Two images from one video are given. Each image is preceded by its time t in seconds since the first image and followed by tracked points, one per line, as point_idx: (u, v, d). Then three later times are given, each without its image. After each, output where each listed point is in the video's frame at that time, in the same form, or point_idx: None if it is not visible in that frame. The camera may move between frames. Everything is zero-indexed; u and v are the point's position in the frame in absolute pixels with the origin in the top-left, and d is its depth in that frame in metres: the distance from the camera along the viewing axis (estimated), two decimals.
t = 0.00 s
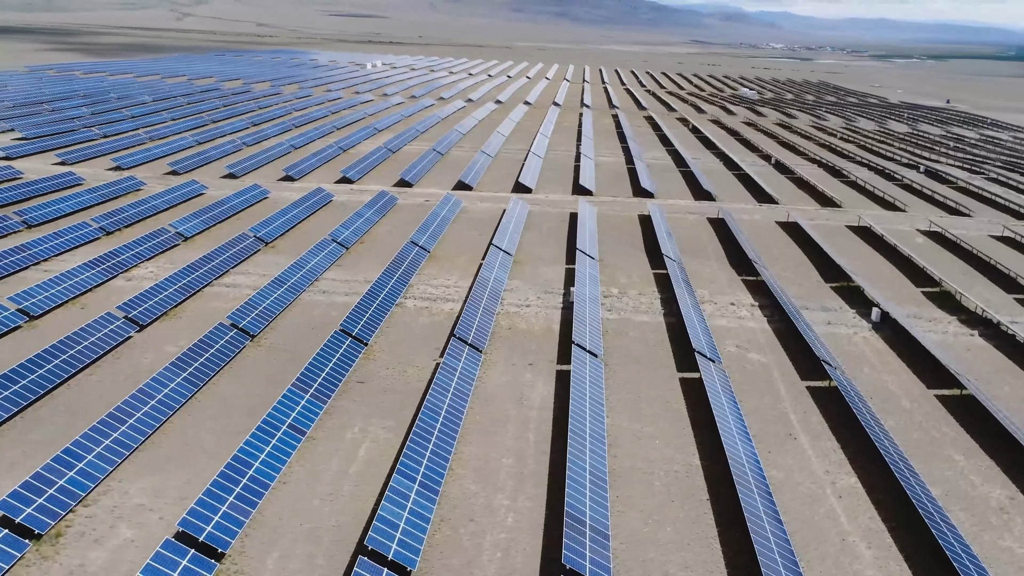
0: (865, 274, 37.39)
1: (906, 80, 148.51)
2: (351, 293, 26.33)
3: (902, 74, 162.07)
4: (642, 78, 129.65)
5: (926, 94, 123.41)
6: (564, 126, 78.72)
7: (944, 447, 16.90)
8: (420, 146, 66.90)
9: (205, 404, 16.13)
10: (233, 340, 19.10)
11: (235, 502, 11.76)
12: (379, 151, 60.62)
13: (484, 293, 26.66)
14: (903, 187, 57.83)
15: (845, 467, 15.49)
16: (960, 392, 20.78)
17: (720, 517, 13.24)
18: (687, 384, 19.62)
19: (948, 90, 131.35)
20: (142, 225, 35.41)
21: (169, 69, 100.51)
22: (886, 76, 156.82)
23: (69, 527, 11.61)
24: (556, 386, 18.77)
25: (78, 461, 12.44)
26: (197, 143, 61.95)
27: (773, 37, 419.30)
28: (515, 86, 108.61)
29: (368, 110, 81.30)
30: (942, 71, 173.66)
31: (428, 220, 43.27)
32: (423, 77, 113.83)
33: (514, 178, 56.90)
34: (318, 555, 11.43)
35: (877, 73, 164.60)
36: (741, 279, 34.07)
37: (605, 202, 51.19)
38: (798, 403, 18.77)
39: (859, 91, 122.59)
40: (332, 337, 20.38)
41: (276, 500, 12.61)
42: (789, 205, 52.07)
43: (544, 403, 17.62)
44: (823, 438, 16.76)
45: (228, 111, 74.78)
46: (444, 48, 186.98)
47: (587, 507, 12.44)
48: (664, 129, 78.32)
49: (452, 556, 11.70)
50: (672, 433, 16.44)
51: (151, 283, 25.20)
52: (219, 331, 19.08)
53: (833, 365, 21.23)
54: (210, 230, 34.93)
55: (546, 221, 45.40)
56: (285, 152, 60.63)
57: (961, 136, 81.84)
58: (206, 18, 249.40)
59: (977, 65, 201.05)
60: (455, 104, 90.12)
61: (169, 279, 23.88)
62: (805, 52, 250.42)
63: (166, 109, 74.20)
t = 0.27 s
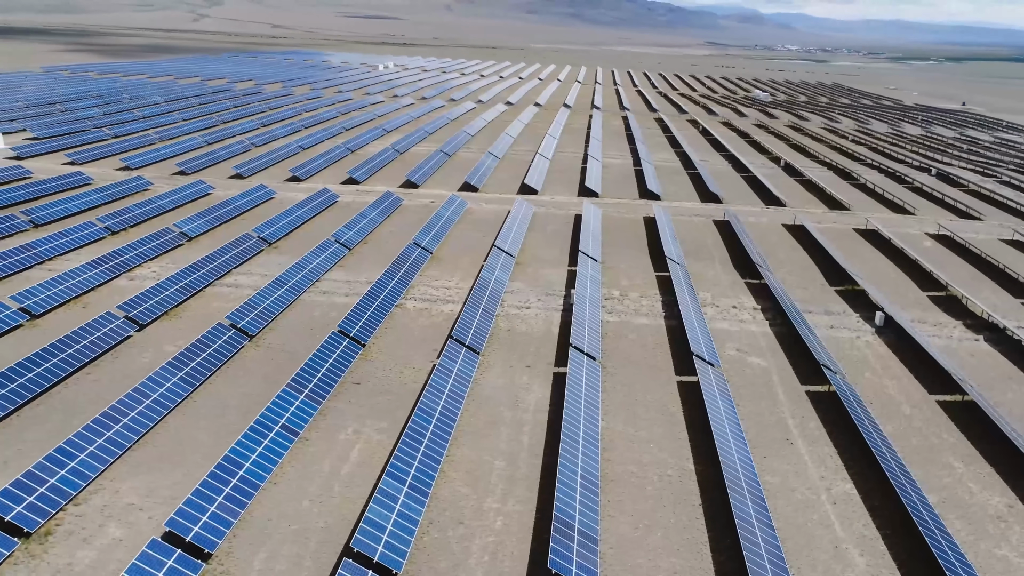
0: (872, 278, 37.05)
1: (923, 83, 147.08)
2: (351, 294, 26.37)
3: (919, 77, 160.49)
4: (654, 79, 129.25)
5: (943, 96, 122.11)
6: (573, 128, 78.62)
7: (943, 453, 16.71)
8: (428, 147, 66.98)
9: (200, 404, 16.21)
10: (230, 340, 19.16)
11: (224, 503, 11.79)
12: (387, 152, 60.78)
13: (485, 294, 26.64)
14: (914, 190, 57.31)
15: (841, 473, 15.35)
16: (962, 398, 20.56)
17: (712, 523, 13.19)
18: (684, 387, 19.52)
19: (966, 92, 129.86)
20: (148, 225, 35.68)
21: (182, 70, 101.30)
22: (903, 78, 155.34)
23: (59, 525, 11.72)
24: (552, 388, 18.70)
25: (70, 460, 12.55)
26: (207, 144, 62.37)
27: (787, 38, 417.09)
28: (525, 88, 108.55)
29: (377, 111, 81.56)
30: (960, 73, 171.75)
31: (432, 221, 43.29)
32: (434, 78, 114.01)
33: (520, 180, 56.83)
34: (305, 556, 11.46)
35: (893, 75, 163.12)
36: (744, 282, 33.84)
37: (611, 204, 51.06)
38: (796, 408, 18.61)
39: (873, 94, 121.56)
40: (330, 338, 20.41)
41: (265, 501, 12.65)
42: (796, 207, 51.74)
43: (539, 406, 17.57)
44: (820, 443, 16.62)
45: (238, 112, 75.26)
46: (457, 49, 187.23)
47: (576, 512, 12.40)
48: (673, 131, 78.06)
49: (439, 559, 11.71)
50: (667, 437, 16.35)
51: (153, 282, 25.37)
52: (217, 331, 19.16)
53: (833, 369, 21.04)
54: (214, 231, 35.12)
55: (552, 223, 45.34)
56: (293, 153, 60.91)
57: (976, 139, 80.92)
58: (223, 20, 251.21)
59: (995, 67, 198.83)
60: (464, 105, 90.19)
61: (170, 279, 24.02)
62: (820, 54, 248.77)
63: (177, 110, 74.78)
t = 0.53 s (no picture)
0: (878, 282, 36.67)
1: (942, 85, 145.32)
2: (352, 295, 26.41)
3: (939, 79, 158.62)
4: (668, 81, 128.78)
5: (961, 99, 120.63)
6: (583, 130, 78.45)
7: (942, 461, 16.50)
8: (437, 148, 67.06)
9: (195, 403, 16.29)
10: (228, 340, 19.25)
11: (211, 503, 11.83)
12: (396, 153, 60.92)
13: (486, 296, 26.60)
14: (926, 194, 56.72)
15: (836, 480, 15.20)
16: (963, 405, 20.30)
17: (702, 529, 13.11)
18: (682, 392, 19.38)
19: (985, 95, 128.16)
20: (155, 225, 35.98)
21: (196, 71, 102.12)
22: (922, 81, 153.61)
23: (47, 524, 11.83)
24: (548, 391, 18.64)
25: (61, 459, 12.67)
26: (217, 145, 62.82)
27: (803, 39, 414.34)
28: (537, 89, 108.45)
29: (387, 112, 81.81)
30: (980, 75, 169.58)
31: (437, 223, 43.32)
32: (447, 80, 114.17)
33: (528, 181, 56.76)
34: (290, 558, 11.49)
35: (912, 77, 161.36)
36: (748, 286, 33.61)
37: (617, 206, 50.91)
38: (794, 414, 18.42)
39: (890, 96, 120.34)
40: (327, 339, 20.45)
41: (252, 502, 12.69)
42: (805, 210, 51.35)
43: (534, 409, 17.50)
44: (817, 450, 16.45)
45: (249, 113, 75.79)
46: (472, 51, 187.48)
47: (563, 517, 12.37)
48: (684, 133, 77.81)
49: (424, 563, 11.73)
50: (661, 441, 16.24)
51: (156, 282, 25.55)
52: (214, 331, 19.25)
53: (833, 374, 20.83)
54: (219, 231, 35.33)
55: (558, 225, 45.25)
56: (302, 153, 61.19)
57: (993, 142, 79.89)
58: (240, 21, 253.18)
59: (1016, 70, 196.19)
60: (475, 107, 90.24)
61: (172, 279, 24.18)
62: (837, 56, 246.54)
63: (190, 110, 75.42)
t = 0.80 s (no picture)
0: (883, 286, 36.38)
1: (958, 87, 143.92)
2: (352, 296, 26.46)
3: (955, 81, 156.96)
4: (680, 83, 128.37)
5: (977, 102, 119.43)
6: (591, 131, 78.30)
7: (939, 468, 16.33)
8: (444, 149, 67.13)
9: (189, 403, 16.37)
10: (225, 340, 19.33)
11: (199, 503, 11.88)
12: (403, 154, 61.05)
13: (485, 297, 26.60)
14: (936, 196, 56.25)
15: (831, 486, 15.09)
16: (963, 411, 20.10)
17: (692, 534, 13.07)
18: (678, 396, 19.29)
19: (1001, 98, 126.75)
20: (160, 225, 36.22)
21: (208, 72, 102.77)
22: (937, 83, 152.16)
23: (37, 522, 11.91)
24: (543, 394, 18.58)
25: (53, 457, 12.76)
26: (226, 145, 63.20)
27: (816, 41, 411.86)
28: (547, 91, 108.34)
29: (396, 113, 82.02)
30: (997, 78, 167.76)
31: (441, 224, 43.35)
32: (457, 81, 114.31)
33: (534, 183, 56.71)
34: (276, 559, 11.53)
35: (927, 79, 159.83)
36: (750, 289, 33.41)
37: (622, 208, 50.77)
38: (791, 418, 18.27)
39: (904, 98, 119.30)
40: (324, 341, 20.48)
41: (241, 502, 12.73)
42: (812, 213, 51.03)
43: (529, 411, 17.46)
44: (813, 455, 16.32)
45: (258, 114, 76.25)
46: (484, 52, 187.64)
47: (552, 520, 12.35)
48: (692, 135, 77.59)
49: (410, 566, 11.74)
50: (655, 445, 16.15)
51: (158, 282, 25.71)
52: (212, 331, 19.33)
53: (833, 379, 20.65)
54: (223, 231, 35.50)
55: (563, 227, 45.18)
56: (310, 154, 61.43)
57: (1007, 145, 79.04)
58: (255, 22, 254.78)
59: None
60: (484, 108, 90.28)
61: (173, 279, 24.33)
62: (852, 57, 244.43)
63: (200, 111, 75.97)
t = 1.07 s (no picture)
0: (890, 290, 36.04)
1: (976, 90, 142.22)
2: (354, 297, 26.50)
3: (974, 83, 155.00)
4: (692, 84, 127.78)
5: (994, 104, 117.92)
6: (600, 133, 78.14)
7: (939, 475, 16.14)
8: (452, 151, 67.18)
9: (185, 402, 16.47)
10: (224, 340, 19.43)
11: (189, 503, 11.93)
12: (411, 155, 61.14)
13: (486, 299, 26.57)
14: (948, 200, 55.68)
15: (827, 492, 14.97)
16: (964, 418, 19.87)
17: (683, 540, 13.01)
18: (676, 399, 19.19)
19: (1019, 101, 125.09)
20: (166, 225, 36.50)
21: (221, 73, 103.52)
22: (955, 85, 150.45)
23: (29, 521, 12.02)
24: (539, 397, 18.54)
25: (47, 456, 12.88)
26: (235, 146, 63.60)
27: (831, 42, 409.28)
28: (558, 93, 108.23)
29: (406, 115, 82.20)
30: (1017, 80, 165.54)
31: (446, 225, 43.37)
32: (468, 83, 114.44)
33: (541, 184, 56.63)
34: (264, 560, 11.57)
35: (945, 82, 158.04)
36: (754, 292, 33.21)
37: (628, 210, 50.61)
38: (789, 424, 18.12)
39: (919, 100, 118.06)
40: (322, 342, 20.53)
41: (231, 503, 12.79)
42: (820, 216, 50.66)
43: (524, 414, 17.42)
44: (809, 461, 16.17)
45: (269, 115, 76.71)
46: (497, 53, 187.80)
47: (541, 524, 12.33)
48: (702, 137, 77.29)
49: (398, 568, 11.76)
50: (649, 449, 16.06)
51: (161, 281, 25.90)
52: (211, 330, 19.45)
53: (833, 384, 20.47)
54: (228, 231, 35.71)
55: (568, 229, 45.10)
56: (318, 155, 61.67)
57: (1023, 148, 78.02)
58: (270, 24, 256.78)
59: None
60: (494, 109, 90.31)
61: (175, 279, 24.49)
62: (867, 59, 242.22)
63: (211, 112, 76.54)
